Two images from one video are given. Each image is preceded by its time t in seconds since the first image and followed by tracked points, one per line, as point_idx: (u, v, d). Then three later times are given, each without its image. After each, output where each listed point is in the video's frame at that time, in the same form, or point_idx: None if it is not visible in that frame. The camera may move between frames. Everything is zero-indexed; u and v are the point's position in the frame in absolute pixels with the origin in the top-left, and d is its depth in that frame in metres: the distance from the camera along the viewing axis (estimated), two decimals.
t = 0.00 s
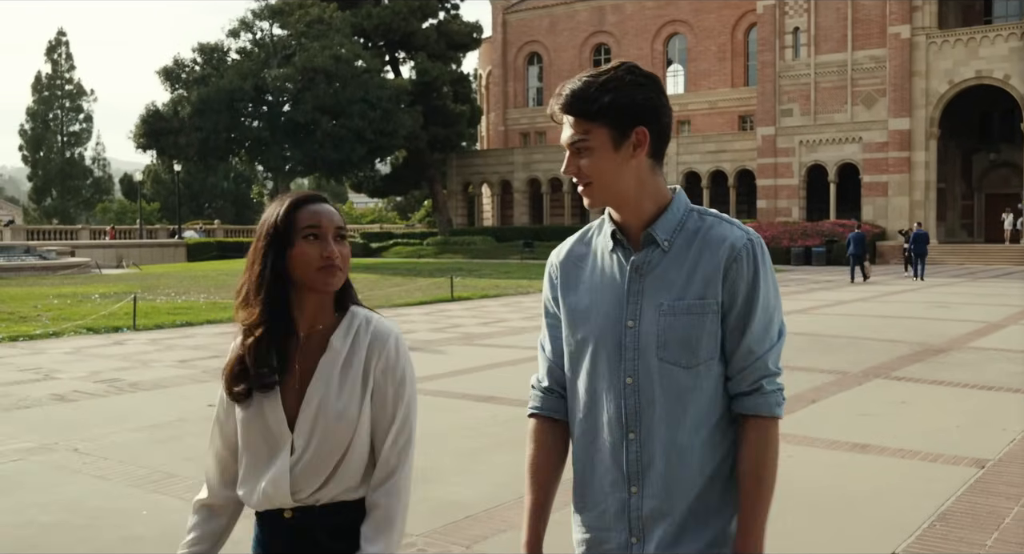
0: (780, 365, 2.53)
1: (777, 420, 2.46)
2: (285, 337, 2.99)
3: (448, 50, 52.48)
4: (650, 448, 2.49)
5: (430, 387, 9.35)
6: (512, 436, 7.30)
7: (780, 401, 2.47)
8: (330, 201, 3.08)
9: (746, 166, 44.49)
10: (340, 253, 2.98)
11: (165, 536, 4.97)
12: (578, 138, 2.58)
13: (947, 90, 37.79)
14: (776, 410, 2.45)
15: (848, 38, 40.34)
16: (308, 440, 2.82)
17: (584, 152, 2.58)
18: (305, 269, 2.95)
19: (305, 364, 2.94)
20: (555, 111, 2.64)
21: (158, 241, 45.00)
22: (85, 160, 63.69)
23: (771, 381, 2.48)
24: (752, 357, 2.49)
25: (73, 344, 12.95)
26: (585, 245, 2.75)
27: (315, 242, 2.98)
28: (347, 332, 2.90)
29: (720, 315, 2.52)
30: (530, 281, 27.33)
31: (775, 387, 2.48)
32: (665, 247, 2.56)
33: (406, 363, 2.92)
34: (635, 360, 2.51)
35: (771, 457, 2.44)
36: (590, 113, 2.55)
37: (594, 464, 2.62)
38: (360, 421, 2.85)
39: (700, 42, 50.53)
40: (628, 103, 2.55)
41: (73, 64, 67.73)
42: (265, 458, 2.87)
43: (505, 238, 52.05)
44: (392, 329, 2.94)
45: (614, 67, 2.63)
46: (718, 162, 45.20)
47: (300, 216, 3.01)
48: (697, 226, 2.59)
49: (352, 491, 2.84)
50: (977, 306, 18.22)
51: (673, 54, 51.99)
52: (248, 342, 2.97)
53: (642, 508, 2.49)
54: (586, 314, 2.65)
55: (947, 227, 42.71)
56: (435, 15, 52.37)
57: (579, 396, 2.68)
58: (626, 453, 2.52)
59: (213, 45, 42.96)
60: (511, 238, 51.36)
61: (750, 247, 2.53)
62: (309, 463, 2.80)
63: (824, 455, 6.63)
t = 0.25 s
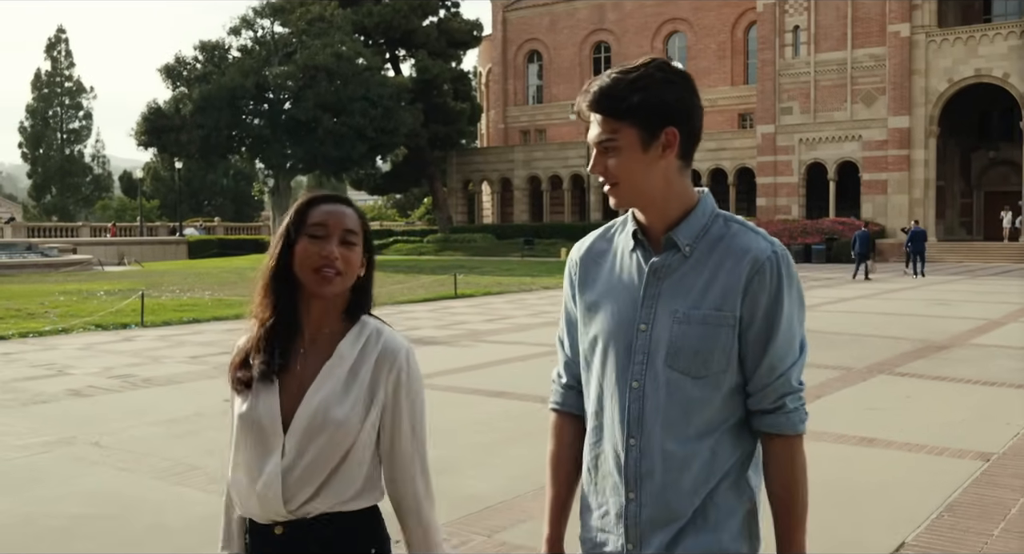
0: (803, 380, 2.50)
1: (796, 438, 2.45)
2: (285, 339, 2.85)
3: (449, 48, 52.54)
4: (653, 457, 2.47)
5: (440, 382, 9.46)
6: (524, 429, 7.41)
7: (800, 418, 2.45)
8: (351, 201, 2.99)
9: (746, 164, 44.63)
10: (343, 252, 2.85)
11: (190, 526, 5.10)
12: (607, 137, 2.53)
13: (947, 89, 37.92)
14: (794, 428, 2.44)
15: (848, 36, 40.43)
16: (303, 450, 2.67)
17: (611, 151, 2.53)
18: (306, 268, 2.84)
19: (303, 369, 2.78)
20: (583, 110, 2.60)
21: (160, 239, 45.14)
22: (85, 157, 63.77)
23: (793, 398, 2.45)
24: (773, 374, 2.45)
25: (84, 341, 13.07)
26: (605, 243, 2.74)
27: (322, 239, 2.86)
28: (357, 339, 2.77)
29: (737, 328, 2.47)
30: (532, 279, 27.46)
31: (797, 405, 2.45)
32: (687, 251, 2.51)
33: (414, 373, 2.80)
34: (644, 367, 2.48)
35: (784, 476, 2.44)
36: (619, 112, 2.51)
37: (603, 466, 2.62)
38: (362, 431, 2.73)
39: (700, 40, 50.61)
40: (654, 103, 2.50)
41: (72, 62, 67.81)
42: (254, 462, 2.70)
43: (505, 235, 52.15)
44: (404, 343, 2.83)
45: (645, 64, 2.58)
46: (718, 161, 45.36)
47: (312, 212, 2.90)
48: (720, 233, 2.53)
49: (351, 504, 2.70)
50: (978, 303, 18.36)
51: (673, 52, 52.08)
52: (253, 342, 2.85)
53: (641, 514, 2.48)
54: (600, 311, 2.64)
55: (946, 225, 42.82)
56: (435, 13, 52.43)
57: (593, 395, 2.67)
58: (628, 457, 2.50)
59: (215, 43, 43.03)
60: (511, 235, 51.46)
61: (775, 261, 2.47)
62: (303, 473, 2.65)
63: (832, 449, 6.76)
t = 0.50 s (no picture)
0: (815, 391, 2.34)
1: (806, 450, 2.29)
2: (289, 330, 2.90)
3: (449, 46, 52.60)
4: (656, 461, 2.37)
5: (449, 379, 9.58)
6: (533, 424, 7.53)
7: (811, 429, 2.29)
8: (359, 190, 2.95)
9: (745, 161, 44.75)
10: (330, 233, 2.81)
11: (209, 519, 5.22)
12: (626, 133, 2.41)
13: (946, 86, 38.03)
14: (805, 439, 2.28)
15: (847, 33, 40.49)
16: (295, 445, 2.64)
17: (631, 149, 2.41)
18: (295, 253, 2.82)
19: (302, 360, 2.79)
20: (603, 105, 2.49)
21: (162, 237, 45.24)
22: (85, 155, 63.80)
23: (803, 407, 2.30)
24: (785, 381, 2.30)
25: (93, 338, 13.18)
26: (623, 238, 2.64)
27: (311, 223, 2.85)
28: (355, 336, 2.74)
29: (750, 332, 2.33)
30: (534, 275, 27.57)
31: (807, 416, 2.29)
32: (701, 252, 2.39)
33: (413, 371, 2.74)
34: (653, 367, 2.38)
35: (782, 493, 2.27)
36: (640, 111, 2.39)
37: (609, 466, 2.54)
38: (352, 431, 2.67)
39: (699, 37, 50.71)
40: (672, 99, 2.37)
41: (72, 60, 67.84)
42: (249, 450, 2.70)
43: (506, 232, 52.26)
44: (405, 341, 2.76)
45: (669, 59, 2.44)
46: (718, 158, 45.47)
47: (313, 198, 2.91)
48: (736, 234, 2.41)
49: (348, 503, 2.67)
50: (978, 300, 18.49)
51: (673, 49, 52.18)
52: (260, 332, 2.90)
53: (638, 517, 2.38)
54: (612, 306, 2.54)
55: (945, 221, 43.10)
56: (435, 11, 52.49)
57: (604, 394, 2.58)
58: (631, 459, 2.40)
59: (215, 41, 43.09)
60: (511, 232, 51.55)
61: (791, 265, 2.33)
62: (295, 469, 2.64)
63: (838, 443, 6.88)
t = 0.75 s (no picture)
0: (814, 382, 2.33)
1: (804, 440, 2.27)
2: (307, 336, 2.92)
3: (452, 47, 52.68)
4: (663, 455, 2.38)
5: (459, 378, 9.72)
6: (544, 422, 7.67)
7: (808, 419, 2.28)
8: (370, 192, 2.96)
9: (748, 162, 44.83)
10: (341, 244, 2.82)
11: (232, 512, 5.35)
12: (628, 138, 2.42)
13: (948, 87, 38.10)
14: (803, 428, 2.26)
15: (850, 35, 40.55)
16: (318, 450, 2.69)
17: (636, 152, 2.42)
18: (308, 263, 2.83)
19: (322, 366, 2.82)
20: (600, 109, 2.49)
21: (166, 238, 45.37)
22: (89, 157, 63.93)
23: (800, 397, 2.28)
24: (781, 370, 2.30)
25: (105, 339, 13.33)
26: (628, 239, 2.70)
27: (323, 232, 2.86)
28: (371, 342, 2.76)
29: (751, 323, 2.35)
30: (539, 277, 27.70)
31: (804, 406, 2.28)
32: (701, 247, 2.44)
33: (425, 372, 2.75)
34: (658, 363, 2.40)
35: (772, 480, 2.24)
36: (642, 114, 2.40)
37: (617, 466, 2.54)
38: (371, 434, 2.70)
39: (702, 38, 50.79)
40: (663, 99, 2.39)
41: (75, 63, 68.00)
42: (274, 455, 2.73)
43: (509, 233, 52.34)
44: (418, 345, 2.76)
45: (661, 58, 2.46)
46: (721, 159, 45.54)
47: (320, 206, 2.90)
48: (737, 228, 2.44)
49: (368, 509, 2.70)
50: (981, 300, 18.61)
51: (675, 51, 52.26)
52: (277, 340, 2.92)
53: (647, 515, 2.38)
54: (620, 307, 2.58)
55: (948, 222, 43.23)
56: (439, 13, 52.60)
57: (611, 391, 2.60)
58: (639, 455, 2.41)
59: (220, 43, 43.23)
60: (514, 234, 51.61)
61: (789, 254, 2.35)
62: (320, 474, 2.67)
63: (845, 441, 6.99)
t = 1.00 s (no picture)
0: (811, 382, 2.33)
1: (803, 442, 2.27)
2: (301, 353, 2.83)
3: (454, 52, 52.81)
4: (667, 465, 2.37)
5: (468, 379, 9.85)
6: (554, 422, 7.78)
7: (807, 423, 2.28)
8: (364, 203, 2.87)
9: (750, 166, 44.95)
10: (340, 263, 2.74)
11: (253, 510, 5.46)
12: (628, 157, 2.33)
13: (949, 90, 38.22)
14: (802, 431, 2.26)
15: (851, 38, 40.69)
16: (317, 468, 2.60)
17: (635, 171, 2.34)
18: (307, 281, 2.74)
19: (318, 382, 2.74)
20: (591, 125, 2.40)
21: (170, 243, 45.47)
22: (91, 161, 63.98)
23: (795, 399, 2.29)
24: (776, 375, 2.30)
25: (116, 342, 13.46)
26: (615, 252, 2.64)
27: (319, 250, 2.77)
28: (372, 357, 2.69)
29: (747, 329, 2.34)
30: (542, 280, 27.82)
31: (801, 409, 2.29)
32: (692, 255, 2.41)
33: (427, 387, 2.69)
34: (655, 373, 2.38)
35: (774, 481, 2.25)
36: (638, 131, 2.32)
37: (616, 479, 2.52)
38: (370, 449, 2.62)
39: (704, 42, 50.99)
40: (660, 111, 2.32)
41: (78, 68, 68.15)
42: (272, 477, 2.63)
43: (511, 237, 52.47)
44: (417, 356, 2.72)
45: (650, 70, 2.40)
46: (723, 162, 45.65)
47: (316, 224, 2.81)
48: (725, 233, 2.42)
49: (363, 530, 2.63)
50: (983, 302, 18.75)
51: (677, 55, 52.41)
52: (272, 356, 2.83)
53: (656, 526, 2.37)
54: (613, 322, 2.53)
55: (949, 226, 43.42)
56: (441, 17, 52.76)
57: (606, 402, 2.57)
58: (643, 467, 2.40)
59: (224, 47, 43.37)
60: (516, 238, 51.71)
61: (780, 259, 2.34)
62: (323, 492, 2.60)
63: (850, 440, 7.10)
